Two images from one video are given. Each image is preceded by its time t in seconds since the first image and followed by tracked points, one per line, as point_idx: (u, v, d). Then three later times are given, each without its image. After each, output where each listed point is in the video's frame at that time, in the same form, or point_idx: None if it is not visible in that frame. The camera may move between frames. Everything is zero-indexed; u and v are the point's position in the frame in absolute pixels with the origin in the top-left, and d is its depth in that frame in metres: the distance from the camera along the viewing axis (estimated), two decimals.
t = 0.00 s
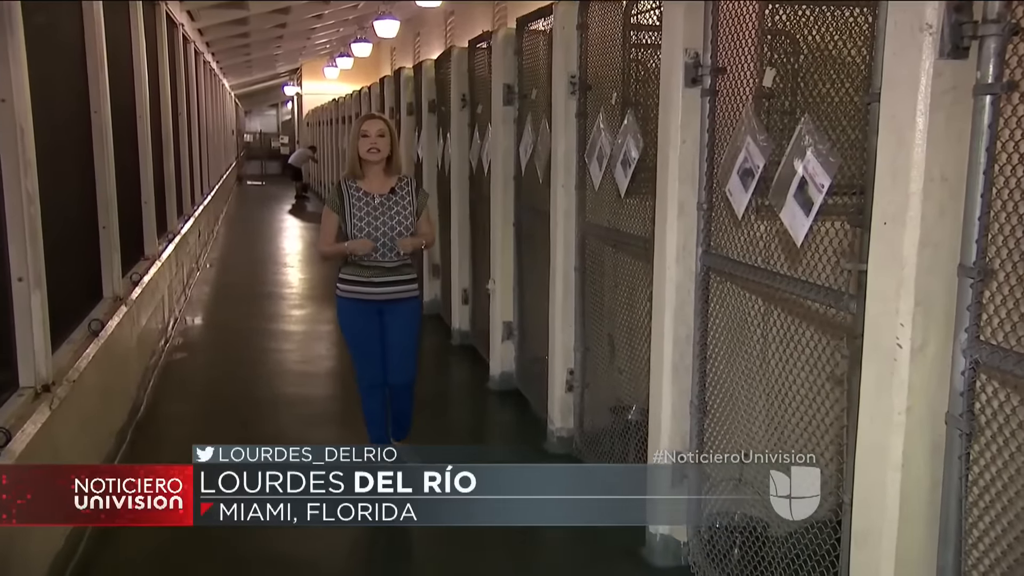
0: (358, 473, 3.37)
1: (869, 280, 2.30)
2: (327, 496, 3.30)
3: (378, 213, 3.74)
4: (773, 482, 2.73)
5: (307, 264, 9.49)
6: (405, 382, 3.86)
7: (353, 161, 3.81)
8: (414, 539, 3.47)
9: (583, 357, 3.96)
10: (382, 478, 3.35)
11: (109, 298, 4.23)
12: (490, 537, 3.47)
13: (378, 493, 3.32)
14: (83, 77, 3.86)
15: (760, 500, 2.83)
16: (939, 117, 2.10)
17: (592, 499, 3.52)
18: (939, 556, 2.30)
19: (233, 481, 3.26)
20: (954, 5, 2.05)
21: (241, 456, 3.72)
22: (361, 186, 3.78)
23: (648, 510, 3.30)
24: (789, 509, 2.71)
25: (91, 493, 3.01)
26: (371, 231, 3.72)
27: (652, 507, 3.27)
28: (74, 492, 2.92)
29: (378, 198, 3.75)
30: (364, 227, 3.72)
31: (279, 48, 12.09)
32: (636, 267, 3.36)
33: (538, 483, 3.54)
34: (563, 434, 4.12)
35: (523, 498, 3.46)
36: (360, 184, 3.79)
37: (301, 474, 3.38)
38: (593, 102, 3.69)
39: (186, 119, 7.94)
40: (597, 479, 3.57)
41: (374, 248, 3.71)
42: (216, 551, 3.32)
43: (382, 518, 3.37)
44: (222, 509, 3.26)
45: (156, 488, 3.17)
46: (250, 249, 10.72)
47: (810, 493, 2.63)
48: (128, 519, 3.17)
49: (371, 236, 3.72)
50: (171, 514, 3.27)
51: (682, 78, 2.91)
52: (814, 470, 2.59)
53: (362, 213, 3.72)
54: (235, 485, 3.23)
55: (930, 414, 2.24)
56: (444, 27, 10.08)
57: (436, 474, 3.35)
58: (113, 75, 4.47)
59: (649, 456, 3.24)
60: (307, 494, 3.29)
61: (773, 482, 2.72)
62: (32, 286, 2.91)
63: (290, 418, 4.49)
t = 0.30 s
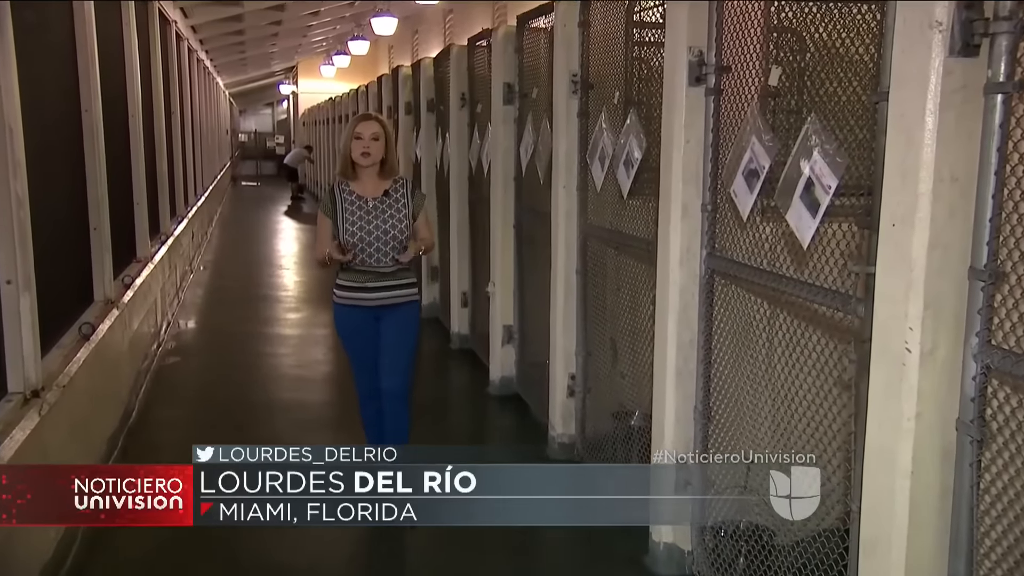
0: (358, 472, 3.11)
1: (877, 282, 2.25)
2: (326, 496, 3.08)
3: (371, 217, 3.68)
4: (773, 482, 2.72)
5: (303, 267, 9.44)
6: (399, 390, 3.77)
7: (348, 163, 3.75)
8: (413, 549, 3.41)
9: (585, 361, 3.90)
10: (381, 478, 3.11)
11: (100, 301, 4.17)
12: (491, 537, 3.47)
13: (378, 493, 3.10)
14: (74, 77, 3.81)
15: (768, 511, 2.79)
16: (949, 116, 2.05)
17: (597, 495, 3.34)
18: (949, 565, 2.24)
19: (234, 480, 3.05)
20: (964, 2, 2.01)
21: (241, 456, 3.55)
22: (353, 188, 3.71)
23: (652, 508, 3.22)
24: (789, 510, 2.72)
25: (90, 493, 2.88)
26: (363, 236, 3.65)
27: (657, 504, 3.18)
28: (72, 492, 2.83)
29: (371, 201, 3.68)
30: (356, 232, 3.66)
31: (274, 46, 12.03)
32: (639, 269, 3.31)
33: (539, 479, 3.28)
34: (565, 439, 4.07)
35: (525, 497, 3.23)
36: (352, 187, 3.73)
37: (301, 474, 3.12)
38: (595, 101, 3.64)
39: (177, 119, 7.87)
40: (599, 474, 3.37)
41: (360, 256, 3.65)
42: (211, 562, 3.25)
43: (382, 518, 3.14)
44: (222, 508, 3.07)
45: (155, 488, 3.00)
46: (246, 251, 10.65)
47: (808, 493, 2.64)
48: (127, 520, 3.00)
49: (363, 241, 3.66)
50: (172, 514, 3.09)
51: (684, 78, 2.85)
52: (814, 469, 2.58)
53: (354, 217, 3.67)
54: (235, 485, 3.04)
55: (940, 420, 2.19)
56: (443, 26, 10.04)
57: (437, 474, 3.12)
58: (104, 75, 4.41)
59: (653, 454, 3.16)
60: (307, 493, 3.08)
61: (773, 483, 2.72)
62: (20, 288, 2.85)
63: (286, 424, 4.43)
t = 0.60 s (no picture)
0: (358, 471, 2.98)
1: (886, 285, 2.19)
2: (326, 496, 2.93)
3: (370, 224, 3.61)
4: (773, 482, 2.68)
5: (299, 269, 9.38)
6: (390, 408, 3.62)
7: (347, 166, 3.70)
8: (410, 556, 3.36)
9: (586, 365, 3.84)
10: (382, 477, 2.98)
11: (91, 305, 4.13)
12: (492, 535, 3.51)
13: (378, 493, 2.97)
14: (64, 77, 3.76)
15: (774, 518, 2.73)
16: (959, 115, 2.01)
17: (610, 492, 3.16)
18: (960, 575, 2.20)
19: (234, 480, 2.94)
20: None
21: (240, 457, 3.44)
22: (352, 194, 3.64)
23: (656, 507, 3.15)
24: (789, 510, 2.68)
25: (90, 493, 2.81)
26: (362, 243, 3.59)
27: (661, 502, 3.12)
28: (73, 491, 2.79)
29: (370, 207, 3.62)
30: (355, 239, 3.60)
31: (271, 45, 11.97)
32: (641, 271, 3.26)
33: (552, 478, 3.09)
34: (566, 445, 4.02)
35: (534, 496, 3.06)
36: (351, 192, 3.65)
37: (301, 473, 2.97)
38: (597, 101, 3.60)
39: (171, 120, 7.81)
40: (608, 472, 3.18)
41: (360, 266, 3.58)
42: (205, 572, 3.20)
43: (382, 518, 3.01)
44: (222, 508, 2.93)
45: (156, 488, 2.90)
46: (241, 253, 10.59)
47: (809, 493, 2.58)
48: (128, 521, 2.90)
49: (363, 248, 3.61)
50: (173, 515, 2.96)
51: (689, 77, 2.80)
52: (814, 470, 2.54)
53: (353, 225, 3.60)
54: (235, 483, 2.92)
55: (951, 425, 2.14)
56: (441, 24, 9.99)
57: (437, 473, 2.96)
58: (95, 75, 4.36)
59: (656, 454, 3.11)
60: (307, 493, 2.93)
61: (773, 482, 2.68)
62: (9, 292, 2.80)
63: (281, 430, 4.37)
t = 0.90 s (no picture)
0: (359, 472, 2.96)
1: (894, 287, 2.14)
2: (326, 496, 2.91)
3: (376, 225, 3.52)
4: (772, 481, 2.63)
5: (296, 272, 9.32)
6: (391, 421, 3.54)
7: (351, 164, 3.58)
8: (409, 563, 3.32)
9: (588, 369, 3.78)
10: (381, 477, 2.95)
11: (81, 308, 4.08)
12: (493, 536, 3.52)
13: (378, 493, 2.94)
14: (53, 77, 3.71)
15: (780, 528, 2.68)
16: (968, 114, 1.96)
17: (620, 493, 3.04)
18: None
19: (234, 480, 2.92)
20: None
21: (242, 455, 3.33)
22: (357, 194, 3.53)
23: (659, 507, 3.08)
24: (790, 510, 2.61)
25: (91, 494, 2.85)
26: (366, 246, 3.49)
27: (663, 506, 3.06)
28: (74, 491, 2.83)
29: (375, 208, 3.52)
30: (359, 240, 3.51)
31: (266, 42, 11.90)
32: (645, 273, 3.20)
33: (555, 479, 3.00)
34: (568, 451, 3.97)
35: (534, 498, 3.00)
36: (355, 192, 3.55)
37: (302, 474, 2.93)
38: (599, 100, 3.55)
39: (164, 120, 7.75)
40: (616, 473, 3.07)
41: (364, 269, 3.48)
42: None
43: (383, 518, 2.97)
44: (222, 508, 2.91)
45: (155, 488, 2.89)
46: (236, 255, 10.52)
47: (810, 493, 2.53)
48: (129, 521, 2.92)
49: (367, 250, 3.51)
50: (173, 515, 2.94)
51: (693, 76, 2.75)
52: (814, 471, 2.50)
53: (358, 226, 3.50)
54: (236, 484, 2.89)
55: (961, 432, 2.09)
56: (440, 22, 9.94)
57: (437, 474, 2.91)
58: (85, 74, 4.30)
59: (660, 454, 3.05)
60: (307, 493, 2.89)
61: (773, 482, 2.63)
62: None
63: (276, 436, 4.31)
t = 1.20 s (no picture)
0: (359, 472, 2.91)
1: (902, 291, 2.09)
2: (326, 496, 2.88)
3: (381, 230, 3.28)
4: (772, 481, 2.61)
5: (292, 275, 9.27)
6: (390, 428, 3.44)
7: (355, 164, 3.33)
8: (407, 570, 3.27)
9: (590, 374, 3.74)
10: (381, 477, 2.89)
11: (73, 312, 4.03)
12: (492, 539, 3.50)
13: (378, 493, 2.89)
14: (44, 77, 3.66)
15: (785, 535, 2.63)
16: (978, 115, 1.92)
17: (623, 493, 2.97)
18: None
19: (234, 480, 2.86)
20: None
21: (242, 455, 3.27)
22: (362, 197, 3.29)
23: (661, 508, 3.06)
24: (789, 510, 2.59)
25: (91, 494, 2.84)
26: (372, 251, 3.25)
27: (667, 505, 3.01)
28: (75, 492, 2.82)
29: (381, 212, 3.28)
30: (363, 245, 3.26)
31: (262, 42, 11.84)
32: (647, 277, 3.16)
33: (558, 477, 2.89)
34: (569, 457, 3.92)
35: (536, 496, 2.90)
36: (360, 194, 3.30)
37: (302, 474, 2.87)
38: (601, 100, 3.51)
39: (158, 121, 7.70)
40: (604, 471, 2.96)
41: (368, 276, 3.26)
42: None
43: (383, 518, 2.92)
44: (222, 508, 2.85)
45: (155, 488, 2.86)
46: (231, 258, 10.47)
47: (810, 493, 2.50)
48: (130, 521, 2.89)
49: (372, 257, 3.27)
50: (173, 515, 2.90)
51: (696, 76, 2.71)
52: (814, 470, 2.48)
53: (363, 231, 3.26)
54: (236, 484, 2.84)
55: (971, 438, 2.04)
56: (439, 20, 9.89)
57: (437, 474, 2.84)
58: (77, 74, 4.25)
59: (664, 454, 3.00)
60: (307, 493, 2.85)
61: (773, 482, 2.60)
62: None
63: (272, 442, 4.27)
